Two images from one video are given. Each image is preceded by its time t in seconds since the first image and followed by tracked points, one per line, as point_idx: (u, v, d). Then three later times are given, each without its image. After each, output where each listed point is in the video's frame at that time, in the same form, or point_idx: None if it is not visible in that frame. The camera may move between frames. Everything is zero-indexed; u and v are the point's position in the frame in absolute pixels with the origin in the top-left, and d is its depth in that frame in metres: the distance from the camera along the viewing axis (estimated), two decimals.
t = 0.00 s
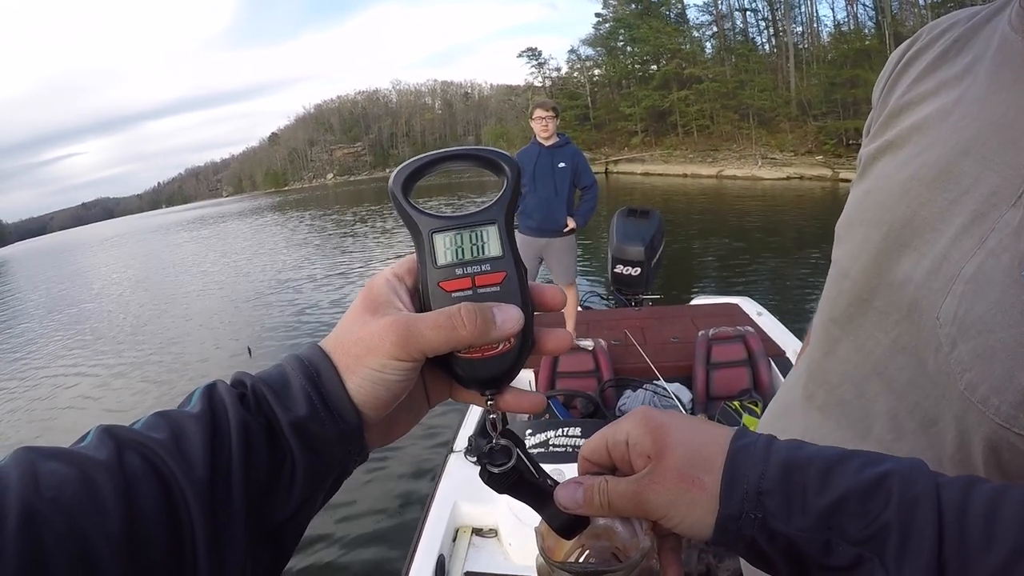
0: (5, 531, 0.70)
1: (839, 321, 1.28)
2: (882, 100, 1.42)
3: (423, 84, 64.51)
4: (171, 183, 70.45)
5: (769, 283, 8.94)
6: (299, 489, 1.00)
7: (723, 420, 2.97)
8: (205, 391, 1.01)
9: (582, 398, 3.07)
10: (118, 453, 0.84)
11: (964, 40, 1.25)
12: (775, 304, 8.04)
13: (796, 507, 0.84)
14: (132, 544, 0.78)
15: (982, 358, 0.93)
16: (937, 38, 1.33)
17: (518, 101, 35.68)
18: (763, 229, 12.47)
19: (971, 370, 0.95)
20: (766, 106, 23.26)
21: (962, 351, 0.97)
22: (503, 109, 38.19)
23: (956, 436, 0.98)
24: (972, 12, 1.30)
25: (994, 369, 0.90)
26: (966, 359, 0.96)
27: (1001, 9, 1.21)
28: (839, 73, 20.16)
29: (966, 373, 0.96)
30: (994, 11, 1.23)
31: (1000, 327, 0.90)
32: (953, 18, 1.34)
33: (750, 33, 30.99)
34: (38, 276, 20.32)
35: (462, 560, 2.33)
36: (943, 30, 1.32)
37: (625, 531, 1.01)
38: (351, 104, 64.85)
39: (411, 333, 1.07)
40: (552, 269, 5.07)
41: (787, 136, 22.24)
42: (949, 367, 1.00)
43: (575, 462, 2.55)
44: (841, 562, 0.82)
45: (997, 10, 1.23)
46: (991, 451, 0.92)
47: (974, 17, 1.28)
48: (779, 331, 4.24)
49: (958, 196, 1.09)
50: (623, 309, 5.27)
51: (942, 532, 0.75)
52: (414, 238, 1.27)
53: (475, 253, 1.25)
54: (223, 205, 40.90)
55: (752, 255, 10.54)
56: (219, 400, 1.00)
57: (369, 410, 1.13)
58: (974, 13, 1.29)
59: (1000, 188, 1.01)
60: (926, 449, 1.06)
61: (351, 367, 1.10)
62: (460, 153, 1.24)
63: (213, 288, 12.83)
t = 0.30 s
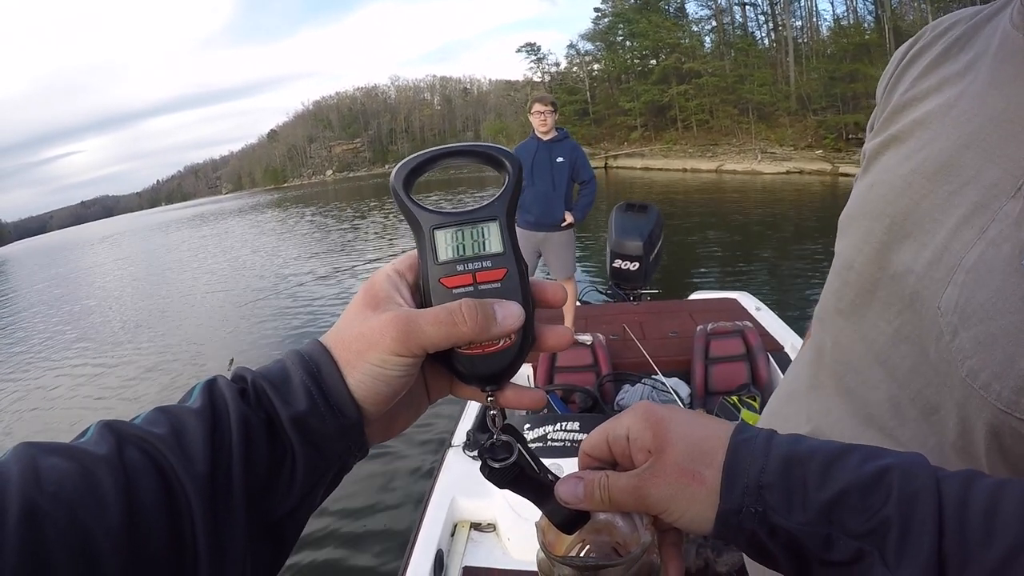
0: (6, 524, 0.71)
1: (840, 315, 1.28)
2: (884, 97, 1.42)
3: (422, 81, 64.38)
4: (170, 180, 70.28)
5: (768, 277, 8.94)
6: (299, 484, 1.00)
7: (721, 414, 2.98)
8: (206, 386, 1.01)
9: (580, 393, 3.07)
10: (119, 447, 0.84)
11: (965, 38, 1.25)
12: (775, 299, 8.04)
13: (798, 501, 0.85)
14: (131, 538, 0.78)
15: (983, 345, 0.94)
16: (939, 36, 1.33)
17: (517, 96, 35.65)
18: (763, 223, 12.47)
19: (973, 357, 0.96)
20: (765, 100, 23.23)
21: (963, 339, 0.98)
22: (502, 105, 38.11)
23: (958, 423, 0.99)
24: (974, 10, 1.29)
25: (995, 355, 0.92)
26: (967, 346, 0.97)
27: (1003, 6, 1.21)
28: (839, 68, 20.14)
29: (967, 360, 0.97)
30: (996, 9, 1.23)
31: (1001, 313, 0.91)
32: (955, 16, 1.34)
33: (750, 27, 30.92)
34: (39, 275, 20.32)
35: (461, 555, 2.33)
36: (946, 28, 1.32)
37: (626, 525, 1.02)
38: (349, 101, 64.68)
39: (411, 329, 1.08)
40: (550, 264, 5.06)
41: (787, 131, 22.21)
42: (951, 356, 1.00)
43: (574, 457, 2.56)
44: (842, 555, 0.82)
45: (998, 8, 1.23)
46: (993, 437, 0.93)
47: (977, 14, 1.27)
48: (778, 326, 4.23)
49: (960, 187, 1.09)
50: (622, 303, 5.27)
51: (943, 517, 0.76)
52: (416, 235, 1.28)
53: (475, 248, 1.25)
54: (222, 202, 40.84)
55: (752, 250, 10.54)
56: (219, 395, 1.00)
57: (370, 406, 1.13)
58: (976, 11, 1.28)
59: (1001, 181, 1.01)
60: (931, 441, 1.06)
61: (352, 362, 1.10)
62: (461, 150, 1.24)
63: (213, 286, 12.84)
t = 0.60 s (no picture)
0: (5, 515, 0.71)
1: (835, 310, 1.27)
2: (878, 93, 1.42)
3: (423, 77, 64.23)
4: (172, 178, 70.25)
5: (769, 274, 8.93)
6: (299, 477, 1.00)
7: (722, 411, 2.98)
8: (205, 378, 1.01)
9: (581, 389, 3.08)
10: (119, 440, 0.85)
11: (958, 32, 1.24)
12: (777, 295, 8.03)
13: (795, 494, 0.84)
14: (131, 530, 0.79)
15: (972, 338, 0.94)
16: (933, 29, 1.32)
17: (520, 93, 35.57)
18: (765, 220, 12.44)
19: (962, 350, 0.96)
20: (768, 97, 23.14)
21: (953, 333, 0.98)
22: (504, 102, 38.01)
23: (948, 416, 1.00)
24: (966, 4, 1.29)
25: (984, 348, 0.92)
26: (958, 339, 0.97)
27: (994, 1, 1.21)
28: (842, 64, 20.07)
29: (957, 353, 0.97)
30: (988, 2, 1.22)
31: (990, 306, 0.91)
32: (948, 10, 1.34)
33: (752, 23, 30.79)
34: (42, 273, 20.35)
35: (461, 551, 2.33)
36: (938, 23, 1.31)
37: (623, 519, 1.02)
38: (351, 98, 64.57)
39: (412, 322, 1.08)
40: (551, 261, 5.05)
41: (790, 127, 22.14)
42: (942, 349, 1.00)
43: (574, 453, 2.56)
44: (839, 549, 0.82)
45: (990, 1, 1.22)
46: (983, 429, 0.93)
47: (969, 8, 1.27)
48: (779, 323, 4.23)
49: (951, 183, 1.08)
50: (623, 300, 5.27)
51: (939, 511, 0.76)
52: (415, 229, 1.28)
53: (476, 242, 1.25)
54: (224, 200, 40.80)
55: (754, 246, 10.52)
56: (219, 387, 1.00)
57: (369, 399, 1.14)
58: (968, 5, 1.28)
59: (990, 175, 1.01)
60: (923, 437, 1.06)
61: (353, 355, 1.10)
62: (461, 144, 1.24)
63: (216, 284, 12.85)
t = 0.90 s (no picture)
0: (10, 526, 0.72)
1: (831, 315, 1.27)
2: (870, 98, 1.42)
3: (429, 83, 64.44)
4: (179, 183, 70.56)
5: (775, 277, 8.90)
6: (304, 486, 1.01)
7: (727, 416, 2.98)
8: (210, 387, 1.02)
9: (586, 395, 3.08)
10: (123, 449, 0.85)
11: (949, 35, 1.25)
12: (782, 299, 8.00)
13: (797, 502, 0.85)
14: (136, 540, 0.79)
15: (963, 340, 0.96)
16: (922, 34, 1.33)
17: (525, 98, 35.63)
18: (771, 223, 12.39)
19: (954, 352, 0.98)
20: (773, 100, 23.09)
21: (945, 335, 0.99)
22: (509, 106, 38.09)
23: (942, 419, 1.01)
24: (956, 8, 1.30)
25: (977, 351, 0.93)
26: (950, 342, 0.98)
27: (983, 5, 1.21)
28: (847, 66, 20.01)
29: (949, 355, 0.98)
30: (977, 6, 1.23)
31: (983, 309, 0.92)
32: (938, 15, 1.35)
33: (757, 27, 30.74)
34: (50, 279, 20.47)
35: (466, 556, 2.34)
36: (928, 27, 1.32)
37: (627, 526, 1.02)
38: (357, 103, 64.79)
39: (419, 330, 1.09)
40: (556, 266, 5.05)
41: (795, 130, 22.08)
42: (937, 354, 1.01)
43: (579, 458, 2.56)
44: (841, 556, 0.82)
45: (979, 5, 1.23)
46: (976, 431, 0.95)
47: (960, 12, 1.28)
48: (784, 328, 4.22)
49: (942, 187, 1.09)
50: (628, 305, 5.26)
51: (941, 518, 0.76)
52: (419, 236, 1.29)
53: (480, 250, 1.26)
54: (231, 206, 41.00)
55: (760, 250, 10.48)
56: (224, 396, 1.00)
57: (375, 408, 1.14)
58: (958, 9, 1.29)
59: (981, 178, 1.01)
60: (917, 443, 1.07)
61: (359, 364, 1.10)
62: (464, 150, 1.25)
63: (222, 289, 12.90)
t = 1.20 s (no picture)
0: (14, 542, 0.72)
1: (828, 332, 1.27)
2: (866, 114, 1.43)
3: (433, 98, 64.89)
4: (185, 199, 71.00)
5: (779, 289, 8.88)
6: (314, 502, 1.01)
7: (732, 429, 2.98)
8: (219, 402, 1.02)
9: (589, 409, 3.07)
10: (131, 465, 0.86)
11: (943, 48, 1.26)
12: (788, 310, 7.97)
13: (798, 524, 0.84)
14: (143, 557, 0.80)
15: (962, 351, 0.95)
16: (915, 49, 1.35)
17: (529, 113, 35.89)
18: (775, 235, 12.39)
19: (954, 363, 0.97)
20: (776, 112, 23.15)
21: (944, 345, 0.98)
22: (513, 121, 38.30)
23: (944, 427, 0.99)
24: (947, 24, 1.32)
25: (975, 360, 0.93)
26: (948, 352, 0.98)
27: (976, 19, 1.23)
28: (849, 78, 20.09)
29: (948, 366, 0.98)
30: (967, 22, 1.25)
31: (979, 320, 0.93)
32: (928, 31, 1.37)
33: (758, 39, 30.89)
34: (57, 292, 20.58)
35: (470, 572, 2.32)
36: (923, 41, 1.34)
37: (631, 556, 1.00)
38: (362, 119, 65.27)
39: (433, 348, 1.09)
40: (558, 281, 5.05)
41: (798, 142, 22.15)
42: (935, 363, 1.00)
43: (583, 473, 2.56)
44: None
45: (969, 21, 1.25)
46: (978, 440, 0.94)
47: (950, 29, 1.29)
48: (789, 340, 4.20)
49: (938, 198, 1.08)
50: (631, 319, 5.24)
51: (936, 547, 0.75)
52: (423, 247, 1.30)
53: (485, 263, 1.27)
54: (237, 220, 41.19)
55: (765, 262, 10.47)
56: (233, 411, 1.01)
57: (388, 422, 1.14)
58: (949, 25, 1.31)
59: (974, 189, 1.01)
60: (912, 460, 1.05)
61: (370, 381, 1.10)
62: (469, 161, 1.26)
63: (228, 303, 12.94)
